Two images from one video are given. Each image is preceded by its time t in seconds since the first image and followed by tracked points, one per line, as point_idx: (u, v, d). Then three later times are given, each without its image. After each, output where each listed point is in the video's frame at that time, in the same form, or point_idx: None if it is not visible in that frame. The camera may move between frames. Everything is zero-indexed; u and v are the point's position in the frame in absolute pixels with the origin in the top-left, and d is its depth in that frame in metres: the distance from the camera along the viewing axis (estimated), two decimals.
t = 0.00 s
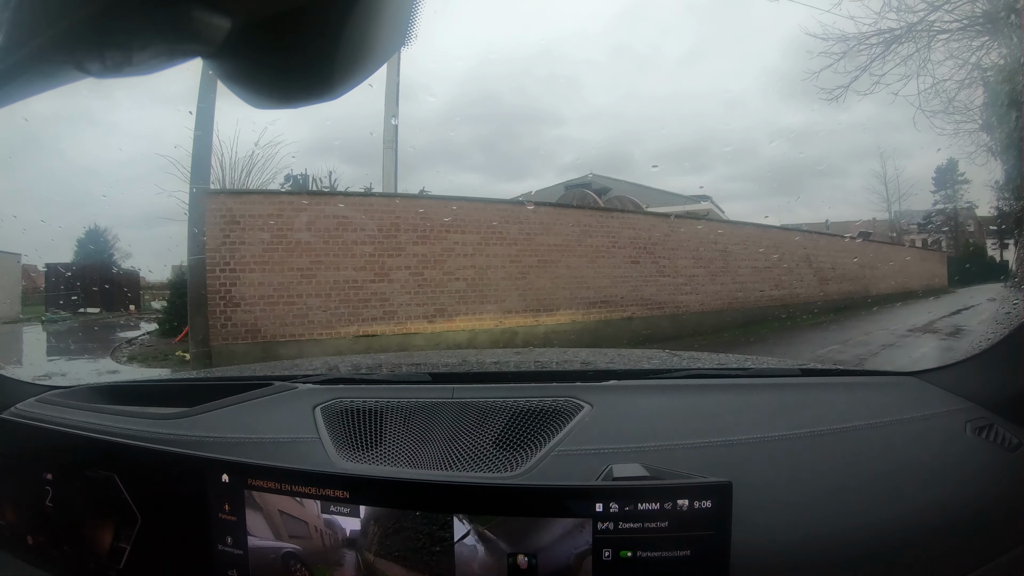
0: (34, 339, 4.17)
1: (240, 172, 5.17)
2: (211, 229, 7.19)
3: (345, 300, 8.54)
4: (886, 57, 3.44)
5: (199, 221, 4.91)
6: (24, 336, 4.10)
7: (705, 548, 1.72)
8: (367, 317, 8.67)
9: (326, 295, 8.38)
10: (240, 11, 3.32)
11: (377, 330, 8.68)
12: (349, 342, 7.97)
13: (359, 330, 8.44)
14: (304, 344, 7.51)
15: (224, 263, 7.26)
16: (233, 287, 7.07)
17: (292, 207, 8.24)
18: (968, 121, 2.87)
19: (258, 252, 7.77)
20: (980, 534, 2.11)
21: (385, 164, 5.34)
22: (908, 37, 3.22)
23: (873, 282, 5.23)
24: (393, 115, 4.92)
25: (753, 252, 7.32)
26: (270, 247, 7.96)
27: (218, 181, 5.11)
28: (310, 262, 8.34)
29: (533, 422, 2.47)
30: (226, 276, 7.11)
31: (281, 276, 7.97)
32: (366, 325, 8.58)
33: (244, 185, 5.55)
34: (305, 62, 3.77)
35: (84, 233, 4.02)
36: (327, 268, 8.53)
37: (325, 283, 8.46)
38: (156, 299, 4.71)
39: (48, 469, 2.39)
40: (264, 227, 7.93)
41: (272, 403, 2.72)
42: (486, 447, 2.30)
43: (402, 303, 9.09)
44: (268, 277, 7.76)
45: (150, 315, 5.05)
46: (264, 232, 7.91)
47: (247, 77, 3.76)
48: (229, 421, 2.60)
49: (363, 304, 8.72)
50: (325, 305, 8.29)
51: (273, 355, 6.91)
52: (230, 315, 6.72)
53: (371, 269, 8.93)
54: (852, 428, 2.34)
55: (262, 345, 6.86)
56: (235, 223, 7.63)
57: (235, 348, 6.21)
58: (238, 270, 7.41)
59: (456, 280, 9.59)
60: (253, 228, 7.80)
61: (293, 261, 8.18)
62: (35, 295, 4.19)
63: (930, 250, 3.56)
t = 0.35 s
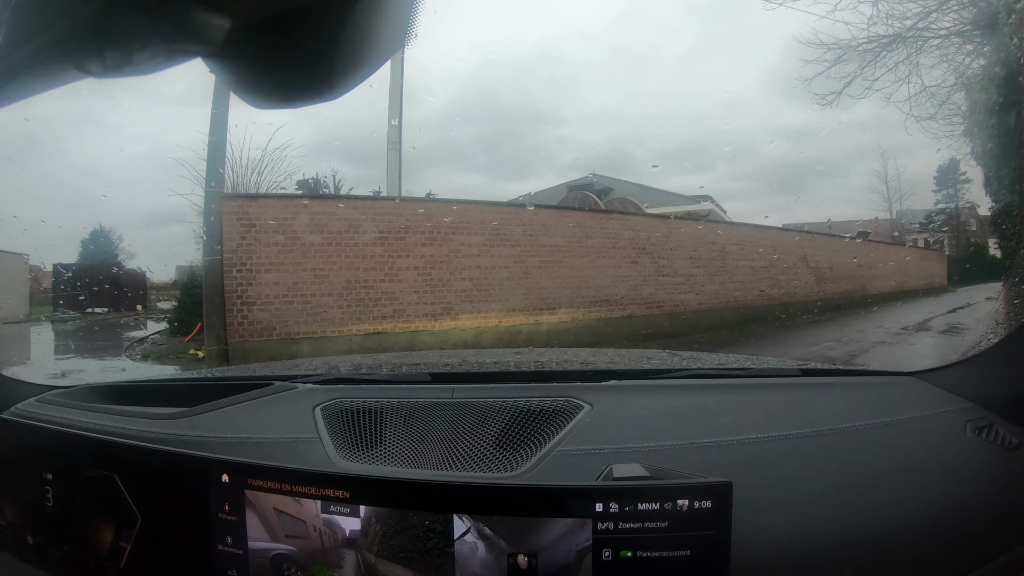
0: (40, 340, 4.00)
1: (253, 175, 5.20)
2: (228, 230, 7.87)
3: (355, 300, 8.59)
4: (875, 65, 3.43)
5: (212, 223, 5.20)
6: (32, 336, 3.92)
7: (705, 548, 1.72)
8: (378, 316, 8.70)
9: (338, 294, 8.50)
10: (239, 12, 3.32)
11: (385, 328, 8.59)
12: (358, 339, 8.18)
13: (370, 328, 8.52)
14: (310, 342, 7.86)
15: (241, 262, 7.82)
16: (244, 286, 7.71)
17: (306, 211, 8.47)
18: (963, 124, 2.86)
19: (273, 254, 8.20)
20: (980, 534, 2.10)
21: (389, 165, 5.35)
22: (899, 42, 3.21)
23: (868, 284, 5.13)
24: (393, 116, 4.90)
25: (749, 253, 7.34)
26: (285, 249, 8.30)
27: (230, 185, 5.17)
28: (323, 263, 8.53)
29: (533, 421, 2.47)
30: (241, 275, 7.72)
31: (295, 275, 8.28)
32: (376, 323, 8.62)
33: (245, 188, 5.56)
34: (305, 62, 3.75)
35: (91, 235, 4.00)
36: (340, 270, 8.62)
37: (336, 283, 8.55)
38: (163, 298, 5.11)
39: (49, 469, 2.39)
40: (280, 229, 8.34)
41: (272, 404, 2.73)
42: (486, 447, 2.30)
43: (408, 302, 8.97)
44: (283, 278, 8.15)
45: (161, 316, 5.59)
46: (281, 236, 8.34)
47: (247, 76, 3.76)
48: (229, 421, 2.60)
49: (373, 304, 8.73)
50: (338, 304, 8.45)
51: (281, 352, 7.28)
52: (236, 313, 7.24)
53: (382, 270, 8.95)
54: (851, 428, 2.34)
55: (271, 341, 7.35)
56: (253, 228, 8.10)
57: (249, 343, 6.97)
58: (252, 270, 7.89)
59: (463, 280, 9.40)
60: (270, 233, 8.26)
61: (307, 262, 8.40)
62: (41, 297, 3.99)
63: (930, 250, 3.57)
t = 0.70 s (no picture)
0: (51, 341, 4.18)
1: (266, 177, 5.26)
2: (245, 234, 8.11)
3: (365, 300, 8.79)
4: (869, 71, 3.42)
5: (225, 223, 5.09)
6: (41, 336, 4.06)
7: (705, 548, 1.72)
8: (388, 313, 8.92)
9: (350, 293, 8.73)
10: (240, 12, 3.32)
11: (398, 325, 8.87)
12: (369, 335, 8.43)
13: (381, 325, 8.77)
14: (317, 340, 8.22)
15: (257, 263, 8.13)
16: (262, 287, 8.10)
17: (320, 213, 8.57)
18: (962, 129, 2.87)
19: (289, 255, 8.39)
20: (980, 534, 2.10)
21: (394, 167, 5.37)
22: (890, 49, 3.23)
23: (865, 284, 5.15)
24: (395, 118, 4.89)
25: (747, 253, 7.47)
26: (300, 250, 8.44)
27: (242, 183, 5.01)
28: (336, 264, 8.71)
29: (533, 422, 2.47)
30: (259, 276, 8.08)
31: (310, 275, 8.51)
32: (387, 320, 8.83)
33: (248, 193, 5.59)
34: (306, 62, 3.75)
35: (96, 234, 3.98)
36: (353, 269, 8.82)
37: (349, 283, 8.78)
38: (171, 297, 4.85)
39: (48, 469, 2.39)
40: (297, 231, 8.47)
41: (272, 404, 2.73)
42: (486, 447, 2.30)
43: (417, 299, 9.19)
44: (299, 278, 8.42)
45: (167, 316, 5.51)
46: (295, 238, 8.47)
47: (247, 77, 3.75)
48: (229, 421, 2.60)
49: (383, 302, 8.93)
50: (351, 303, 8.70)
51: (298, 350, 7.98)
52: (263, 311, 7.98)
53: (392, 270, 9.10)
54: (851, 429, 2.34)
55: (290, 339, 8.00)
56: (269, 232, 8.32)
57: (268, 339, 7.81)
58: (269, 271, 8.22)
59: (468, 280, 9.59)
60: (286, 236, 8.44)
61: (321, 263, 8.59)
62: (48, 296, 3.99)
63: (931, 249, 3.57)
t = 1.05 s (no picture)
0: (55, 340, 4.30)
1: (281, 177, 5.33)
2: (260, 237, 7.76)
3: (376, 299, 8.80)
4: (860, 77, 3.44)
5: (229, 224, 5.12)
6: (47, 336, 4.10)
7: (705, 548, 1.72)
8: (398, 312, 8.93)
9: (361, 293, 8.71)
10: (241, 12, 3.33)
11: (407, 322, 8.88)
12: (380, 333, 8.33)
13: (391, 323, 8.80)
14: (337, 338, 7.93)
15: (274, 264, 7.86)
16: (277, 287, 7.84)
17: (335, 216, 8.48)
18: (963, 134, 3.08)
19: (305, 256, 8.28)
20: (981, 534, 2.10)
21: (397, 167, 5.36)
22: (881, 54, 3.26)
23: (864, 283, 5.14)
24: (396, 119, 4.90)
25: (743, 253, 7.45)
26: (315, 251, 8.37)
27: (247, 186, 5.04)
28: (349, 265, 8.66)
29: (533, 422, 2.47)
30: (275, 275, 7.84)
31: (324, 276, 8.42)
32: (397, 318, 8.87)
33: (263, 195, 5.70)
34: (306, 62, 3.73)
35: (100, 236, 3.98)
36: (365, 270, 8.80)
37: (361, 283, 8.76)
38: (178, 298, 4.91)
39: (48, 469, 2.39)
40: (313, 234, 8.36)
41: (273, 404, 2.73)
42: (486, 447, 2.30)
43: (428, 301, 9.25)
44: (314, 277, 8.32)
45: (178, 316, 5.28)
46: (309, 239, 8.34)
47: (248, 76, 3.74)
48: (229, 421, 2.60)
49: (392, 300, 8.95)
50: (363, 302, 8.69)
51: (321, 349, 7.63)
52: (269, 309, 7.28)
53: (403, 270, 9.09)
54: (851, 428, 2.34)
55: (304, 337, 7.63)
56: (285, 233, 8.12)
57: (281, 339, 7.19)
58: (284, 271, 8.02)
59: (475, 280, 9.66)
60: (302, 237, 8.29)
61: (334, 263, 8.55)
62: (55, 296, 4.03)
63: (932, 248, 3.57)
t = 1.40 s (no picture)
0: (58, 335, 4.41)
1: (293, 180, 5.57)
2: (275, 242, 8.63)
3: (386, 298, 9.34)
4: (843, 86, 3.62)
5: (230, 224, 5.17)
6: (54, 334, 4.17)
7: (704, 548, 1.72)
8: (407, 310, 9.45)
9: (374, 290, 9.30)
10: (240, 12, 3.33)
11: (414, 319, 9.42)
12: (390, 330, 9.20)
13: (400, 320, 9.37)
14: (349, 335, 8.94)
15: (290, 264, 8.76)
16: (292, 285, 8.81)
17: (344, 219, 9.00)
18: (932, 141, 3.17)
19: (319, 257, 8.94)
20: (982, 534, 2.09)
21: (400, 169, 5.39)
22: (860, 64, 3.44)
23: (858, 283, 5.17)
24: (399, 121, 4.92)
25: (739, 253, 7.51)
26: (327, 253, 8.97)
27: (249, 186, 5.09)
28: (363, 266, 9.26)
29: (533, 421, 2.47)
30: (289, 276, 8.79)
31: (338, 275, 9.09)
32: (406, 316, 9.42)
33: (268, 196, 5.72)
34: (306, 63, 3.74)
35: (104, 234, 3.95)
36: (376, 270, 9.34)
37: (372, 282, 9.34)
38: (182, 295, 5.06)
39: (49, 469, 2.39)
40: (324, 236, 8.93)
41: (272, 403, 2.73)
42: (486, 447, 2.30)
43: (433, 300, 9.65)
44: (328, 277, 9.02)
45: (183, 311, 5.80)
46: (321, 242, 8.95)
47: (248, 76, 3.74)
48: (229, 421, 2.60)
49: (401, 298, 9.46)
50: (376, 299, 9.28)
51: (333, 346, 8.75)
52: (293, 311, 8.72)
53: (410, 270, 9.55)
54: (851, 429, 2.34)
55: (319, 332, 8.78)
56: (299, 237, 8.81)
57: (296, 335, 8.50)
58: (299, 271, 8.86)
59: (478, 279, 9.94)
60: (313, 240, 8.91)
61: (347, 264, 9.16)
62: (61, 293, 3.99)
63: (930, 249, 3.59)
